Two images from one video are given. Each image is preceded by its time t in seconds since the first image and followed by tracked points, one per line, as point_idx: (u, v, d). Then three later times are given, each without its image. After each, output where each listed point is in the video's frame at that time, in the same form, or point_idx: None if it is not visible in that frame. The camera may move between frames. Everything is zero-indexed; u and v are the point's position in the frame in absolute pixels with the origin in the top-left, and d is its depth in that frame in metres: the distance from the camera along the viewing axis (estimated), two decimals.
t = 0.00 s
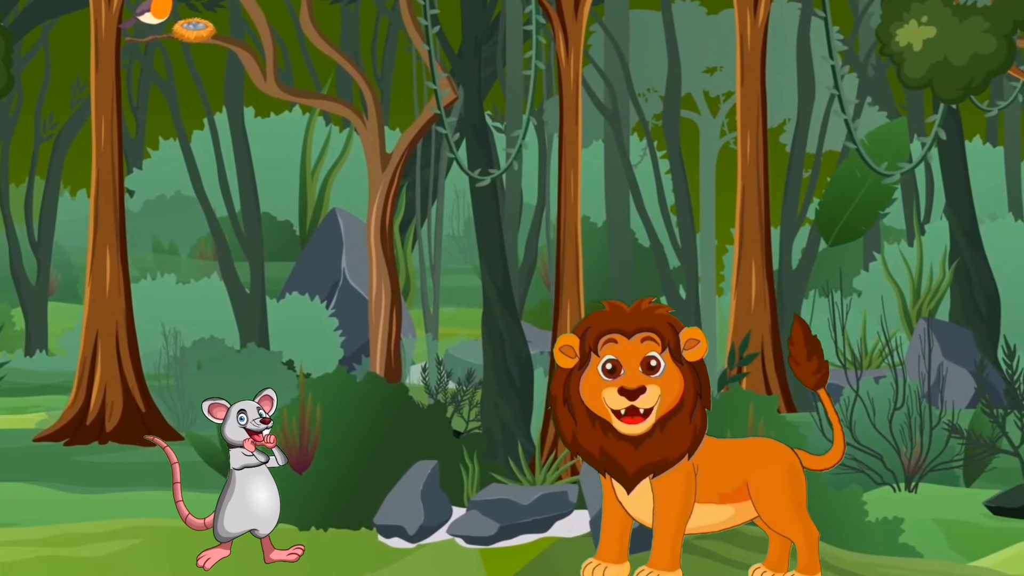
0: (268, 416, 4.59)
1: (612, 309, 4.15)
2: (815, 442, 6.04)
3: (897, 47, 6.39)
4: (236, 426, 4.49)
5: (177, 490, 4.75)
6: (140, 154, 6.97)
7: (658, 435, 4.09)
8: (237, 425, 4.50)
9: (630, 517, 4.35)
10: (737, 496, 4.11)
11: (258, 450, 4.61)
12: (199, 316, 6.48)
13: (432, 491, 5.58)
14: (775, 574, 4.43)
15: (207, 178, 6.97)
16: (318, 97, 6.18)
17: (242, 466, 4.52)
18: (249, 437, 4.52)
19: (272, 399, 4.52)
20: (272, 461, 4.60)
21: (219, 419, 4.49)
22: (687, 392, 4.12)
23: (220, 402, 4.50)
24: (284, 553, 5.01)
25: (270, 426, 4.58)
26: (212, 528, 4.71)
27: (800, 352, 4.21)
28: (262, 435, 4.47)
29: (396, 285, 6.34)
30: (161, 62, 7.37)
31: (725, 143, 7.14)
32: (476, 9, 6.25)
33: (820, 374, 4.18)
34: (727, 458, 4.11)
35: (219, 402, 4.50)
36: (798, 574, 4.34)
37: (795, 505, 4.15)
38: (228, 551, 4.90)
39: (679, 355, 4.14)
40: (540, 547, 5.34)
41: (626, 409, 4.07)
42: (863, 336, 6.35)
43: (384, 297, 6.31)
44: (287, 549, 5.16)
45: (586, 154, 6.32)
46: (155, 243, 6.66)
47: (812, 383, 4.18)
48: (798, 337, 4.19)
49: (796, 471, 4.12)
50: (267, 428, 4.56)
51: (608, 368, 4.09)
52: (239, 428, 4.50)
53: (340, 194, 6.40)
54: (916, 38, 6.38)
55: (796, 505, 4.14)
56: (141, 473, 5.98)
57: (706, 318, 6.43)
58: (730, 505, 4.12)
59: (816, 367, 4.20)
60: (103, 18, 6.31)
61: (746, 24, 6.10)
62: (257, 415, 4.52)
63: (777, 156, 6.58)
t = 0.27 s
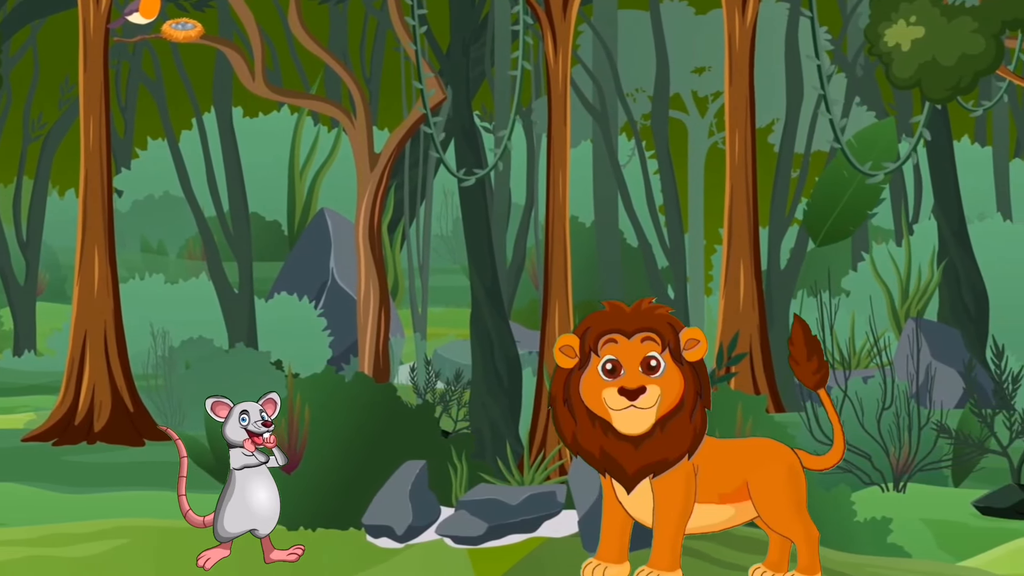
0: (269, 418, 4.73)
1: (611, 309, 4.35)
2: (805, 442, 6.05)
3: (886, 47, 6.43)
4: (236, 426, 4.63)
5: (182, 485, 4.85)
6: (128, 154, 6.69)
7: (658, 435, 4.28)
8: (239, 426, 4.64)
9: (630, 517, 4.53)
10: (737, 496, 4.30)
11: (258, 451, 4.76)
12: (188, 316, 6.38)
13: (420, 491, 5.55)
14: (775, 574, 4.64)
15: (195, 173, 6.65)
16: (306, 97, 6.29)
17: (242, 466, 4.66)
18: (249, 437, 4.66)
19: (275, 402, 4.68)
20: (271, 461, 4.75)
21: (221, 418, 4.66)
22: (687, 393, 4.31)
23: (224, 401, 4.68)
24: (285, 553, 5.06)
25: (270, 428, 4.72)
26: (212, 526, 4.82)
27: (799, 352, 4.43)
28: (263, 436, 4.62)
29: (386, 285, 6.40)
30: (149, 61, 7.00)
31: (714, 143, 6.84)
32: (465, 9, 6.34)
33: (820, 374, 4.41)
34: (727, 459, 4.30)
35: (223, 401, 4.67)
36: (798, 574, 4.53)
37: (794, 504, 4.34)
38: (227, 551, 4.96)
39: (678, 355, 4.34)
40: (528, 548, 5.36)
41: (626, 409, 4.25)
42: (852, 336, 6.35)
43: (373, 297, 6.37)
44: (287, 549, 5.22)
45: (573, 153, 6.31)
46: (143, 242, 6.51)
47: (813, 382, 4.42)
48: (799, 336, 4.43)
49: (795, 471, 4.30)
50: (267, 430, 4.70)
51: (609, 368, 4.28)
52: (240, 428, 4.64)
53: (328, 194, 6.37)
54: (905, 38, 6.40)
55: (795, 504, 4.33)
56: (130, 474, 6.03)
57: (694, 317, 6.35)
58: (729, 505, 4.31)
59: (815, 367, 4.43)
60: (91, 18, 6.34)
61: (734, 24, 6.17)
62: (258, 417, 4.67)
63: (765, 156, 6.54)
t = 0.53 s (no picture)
0: (270, 419, 4.61)
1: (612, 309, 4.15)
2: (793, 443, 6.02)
3: (873, 47, 6.41)
4: (236, 426, 4.52)
5: (180, 486, 4.73)
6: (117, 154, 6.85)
7: (658, 435, 4.10)
8: (239, 426, 4.53)
9: (630, 517, 4.36)
10: (737, 496, 4.13)
11: (259, 450, 4.64)
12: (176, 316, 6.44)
13: (409, 490, 5.50)
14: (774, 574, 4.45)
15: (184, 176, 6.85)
16: (294, 97, 6.20)
17: (242, 466, 4.55)
18: (249, 437, 4.55)
19: (275, 403, 4.54)
20: (272, 461, 4.62)
21: (222, 416, 4.55)
22: (687, 393, 4.13)
23: (227, 399, 4.57)
24: (285, 553, 5.02)
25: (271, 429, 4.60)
26: (211, 527, 4.72)
27: (846, 342, 4.25)
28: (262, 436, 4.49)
29: (373, 285, 6.33)
30: (138, 61, 7.17)
31: (702, 143, 7.12)
32: (453, 8, 6.33)
33: (857, 369, 4.25)
34: (728, 459, 4.13)
35: (225, 398, 4.57)
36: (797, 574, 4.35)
37: (794, 504, 4.16)
38: (227, 551, 4.92)
39: (679, 355, 4.16)
40: (517, 547, 5.34)
41: (626, 409, 4.08)
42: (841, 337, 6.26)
43: (362, 296, 6.29)
44: (287, 549, 5.17)
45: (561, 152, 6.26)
46: (131, 242, 6.58)
47: (848, 375, 4.26)
48: (851, 327, 4.22)
49: (796, 471, 4.13)
50: (267, 431, 4.58)
51: (608, 368, 4.11)
52: (240, 428, 4.53)
53: (317, 195, 6.44)
54: (893, 38, 6.39)
55: (795, 503, 4.16)
56: (118, 473, 5.98)
57: (683, 317, 6.38)
58: (729, 505, 4.15)
59: (856, 361, 4.26)
60: (80, 19, 6.33)
61: (723, 23, 6.08)
62: (259, 417, 4.55)
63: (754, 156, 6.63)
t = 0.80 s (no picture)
0: (270, 419, 4.53)
1: (601, 309, 4.04)
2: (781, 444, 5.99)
3: (861, 47, 6.39)
4: (237, 425, 4.43)
5: (177, 491, 4.72)
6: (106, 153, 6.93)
7: (660, 433, 3.97)
8: (239, 425, 4.45)
9: (630, 518, 4.27)
10: (737, 496, 4.00)
11: (260, 451, 4.55)
12: (164, 316, 6.52)
13: (397, 490, 5.49)
14: (775, 575, 4.32)
15: (173, 181, 6.95)
16: (281, 97, 6.17)
17: (242, 466, 4.45)
18: (250, 437, 4.45)
19: (275, 401, 4.48)
20: (273, 461, 4.53)
21: (223, 416, 4.48)
22: (687, 386, 4.00)
23: (228, 397, 4.48)
24: (285, 554, 5.00)
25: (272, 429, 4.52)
26: (212, 529, 4.67)
27: (845, 342, 4.15)
28: (262, 435, 4.40)
29: (362, 284, 6.31)
30: (127, 61, 7.21)
31: (691, 143, 7.07)
32: (441, 8, 6.31)
33: (857, 369, 4.14)
34: (728, 458, 4.00)
35: (227, 397, 4.50)
36: (798, 574, 4.22)
37: (795, 504, 4.03)
38: (228, 551, 4.88)
39: (674, 348, 4.02)
40: (506, 547, 5.32)
41: (626, 410, 3.96)
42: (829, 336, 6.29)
43: (350, 295, 6.28)
44: (288, 549, 5.14)
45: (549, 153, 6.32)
46: (120, 241, 6.56)
47: (847, 375, 4.15)
48: (851, 325, 4.12)
49: (796, 471, 4.00)
50: (267, 431, 4.50)
51: (605, 370, 3.98)
52: (240, 427, 4.44)
53: (305, 196, 6.46)
54: (882, 38, 6.38)
55: (797, 504, 4.02)
56: (107, 474, 5.97)
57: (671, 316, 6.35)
58: (730, 505, 4.01)
59: (855, 361, 4.16)
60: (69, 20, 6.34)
61: (712, 22, 6.08)
62: (259, 416, 4.47)
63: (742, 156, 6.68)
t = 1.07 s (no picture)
0: (270, 419, 4.55)
1: (602, 309, 3.99)
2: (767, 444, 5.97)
3: (850, 47, 6.38)
4: (237, 426, 4.43)
5: (177, 491, 4.70)
6: (93, 154, 6.86)
7: (660, 433, 3.93)
8: (239, 425, 4.45)
9: (630, 518, 4.20)
10: (737, 495, 3.95)
11: (260, 451, 4.55)
12: (153, 316, 6.55)
13: (385, 490, 5.45)
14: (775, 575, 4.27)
15: (162, 180, 6.94)
16: (270, 97, 6.17)
17: (242, 466, 4.45)
18: (250, 437, 4.45)
19: (276, 402, 4.51)
20: (273, 461, 4.54)
21: (222, 417, 4.47)
22: (687, 386, 3.97)
23: (225, 399, 4.48)
24: (285, 553, 4.99)
25: (272, 429, 4.53)
26: (212, 529, 4.67)
27: (845, 342, 4.10)
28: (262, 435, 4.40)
29: (351, 284, 6.34)
30: (115, 61, 7.14)
31: (679, 143, 7.13)
32: (429, 9, 6.32)
33: (858, 368, 4.10)
34: (728, 459, 3.95)
35: (225, 398, 4.48)
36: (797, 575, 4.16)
37: (795, 503, 3.97)
38: (228, 551, 4.87)
39: (674, 348, 3.98)
40: (495, 547, 5.30)
41: (627, 410, 3.91)
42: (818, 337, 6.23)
43: (338, 297, 6.26)
44: (288, 549, 5.14)
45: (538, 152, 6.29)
46: (108, 241, 6.58)
47: (850, 374, 4.10)
48: (851, 327, 4.06)
49: (796, 472, 3.95)
50: (268, 431, 4.50)
51: (605, 370, 3.94)
52: (239, 428, 4.44)
53: (293, 195, 6.54)
54: (870, 38, 6.37)
55: (797, 503, 3.96)
56: (95, 474, 5.95)
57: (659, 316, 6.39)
58: (729, 505, 3.97)
59: (856, 361, 4.12)
60: (57, 19, 6.32)
61: (701, 22, 6.08)
62: (258, 416, 4.48)
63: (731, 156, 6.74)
